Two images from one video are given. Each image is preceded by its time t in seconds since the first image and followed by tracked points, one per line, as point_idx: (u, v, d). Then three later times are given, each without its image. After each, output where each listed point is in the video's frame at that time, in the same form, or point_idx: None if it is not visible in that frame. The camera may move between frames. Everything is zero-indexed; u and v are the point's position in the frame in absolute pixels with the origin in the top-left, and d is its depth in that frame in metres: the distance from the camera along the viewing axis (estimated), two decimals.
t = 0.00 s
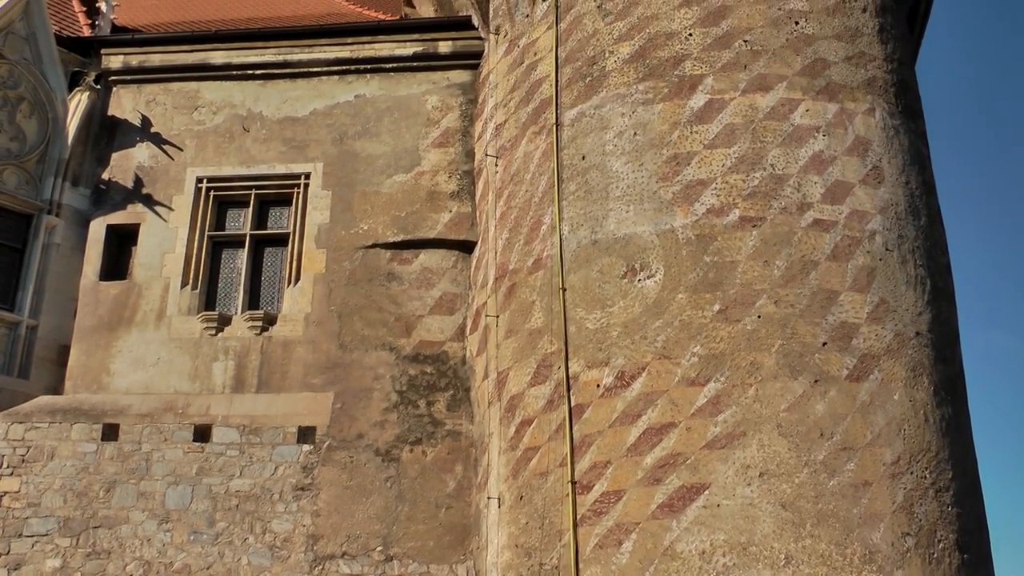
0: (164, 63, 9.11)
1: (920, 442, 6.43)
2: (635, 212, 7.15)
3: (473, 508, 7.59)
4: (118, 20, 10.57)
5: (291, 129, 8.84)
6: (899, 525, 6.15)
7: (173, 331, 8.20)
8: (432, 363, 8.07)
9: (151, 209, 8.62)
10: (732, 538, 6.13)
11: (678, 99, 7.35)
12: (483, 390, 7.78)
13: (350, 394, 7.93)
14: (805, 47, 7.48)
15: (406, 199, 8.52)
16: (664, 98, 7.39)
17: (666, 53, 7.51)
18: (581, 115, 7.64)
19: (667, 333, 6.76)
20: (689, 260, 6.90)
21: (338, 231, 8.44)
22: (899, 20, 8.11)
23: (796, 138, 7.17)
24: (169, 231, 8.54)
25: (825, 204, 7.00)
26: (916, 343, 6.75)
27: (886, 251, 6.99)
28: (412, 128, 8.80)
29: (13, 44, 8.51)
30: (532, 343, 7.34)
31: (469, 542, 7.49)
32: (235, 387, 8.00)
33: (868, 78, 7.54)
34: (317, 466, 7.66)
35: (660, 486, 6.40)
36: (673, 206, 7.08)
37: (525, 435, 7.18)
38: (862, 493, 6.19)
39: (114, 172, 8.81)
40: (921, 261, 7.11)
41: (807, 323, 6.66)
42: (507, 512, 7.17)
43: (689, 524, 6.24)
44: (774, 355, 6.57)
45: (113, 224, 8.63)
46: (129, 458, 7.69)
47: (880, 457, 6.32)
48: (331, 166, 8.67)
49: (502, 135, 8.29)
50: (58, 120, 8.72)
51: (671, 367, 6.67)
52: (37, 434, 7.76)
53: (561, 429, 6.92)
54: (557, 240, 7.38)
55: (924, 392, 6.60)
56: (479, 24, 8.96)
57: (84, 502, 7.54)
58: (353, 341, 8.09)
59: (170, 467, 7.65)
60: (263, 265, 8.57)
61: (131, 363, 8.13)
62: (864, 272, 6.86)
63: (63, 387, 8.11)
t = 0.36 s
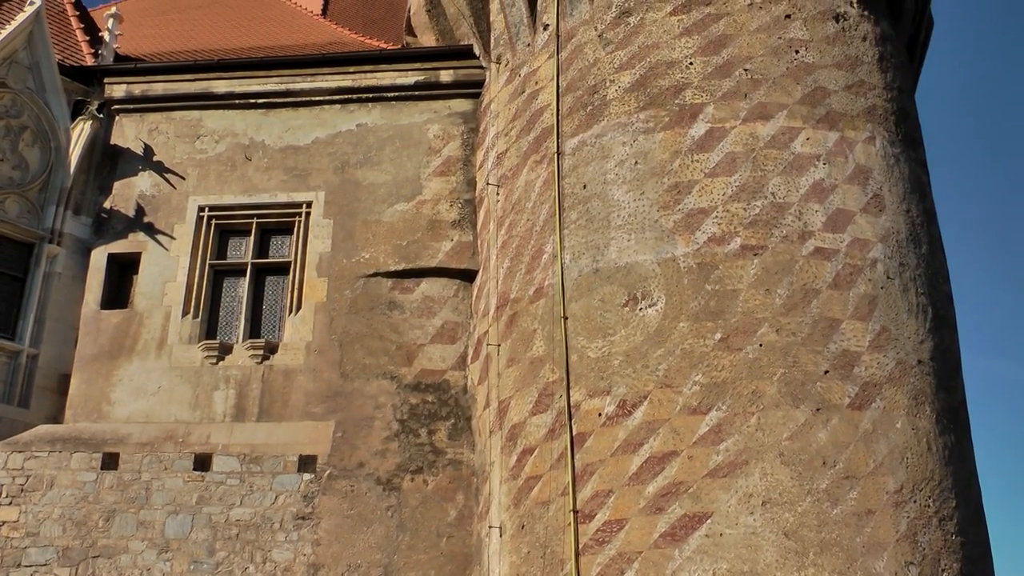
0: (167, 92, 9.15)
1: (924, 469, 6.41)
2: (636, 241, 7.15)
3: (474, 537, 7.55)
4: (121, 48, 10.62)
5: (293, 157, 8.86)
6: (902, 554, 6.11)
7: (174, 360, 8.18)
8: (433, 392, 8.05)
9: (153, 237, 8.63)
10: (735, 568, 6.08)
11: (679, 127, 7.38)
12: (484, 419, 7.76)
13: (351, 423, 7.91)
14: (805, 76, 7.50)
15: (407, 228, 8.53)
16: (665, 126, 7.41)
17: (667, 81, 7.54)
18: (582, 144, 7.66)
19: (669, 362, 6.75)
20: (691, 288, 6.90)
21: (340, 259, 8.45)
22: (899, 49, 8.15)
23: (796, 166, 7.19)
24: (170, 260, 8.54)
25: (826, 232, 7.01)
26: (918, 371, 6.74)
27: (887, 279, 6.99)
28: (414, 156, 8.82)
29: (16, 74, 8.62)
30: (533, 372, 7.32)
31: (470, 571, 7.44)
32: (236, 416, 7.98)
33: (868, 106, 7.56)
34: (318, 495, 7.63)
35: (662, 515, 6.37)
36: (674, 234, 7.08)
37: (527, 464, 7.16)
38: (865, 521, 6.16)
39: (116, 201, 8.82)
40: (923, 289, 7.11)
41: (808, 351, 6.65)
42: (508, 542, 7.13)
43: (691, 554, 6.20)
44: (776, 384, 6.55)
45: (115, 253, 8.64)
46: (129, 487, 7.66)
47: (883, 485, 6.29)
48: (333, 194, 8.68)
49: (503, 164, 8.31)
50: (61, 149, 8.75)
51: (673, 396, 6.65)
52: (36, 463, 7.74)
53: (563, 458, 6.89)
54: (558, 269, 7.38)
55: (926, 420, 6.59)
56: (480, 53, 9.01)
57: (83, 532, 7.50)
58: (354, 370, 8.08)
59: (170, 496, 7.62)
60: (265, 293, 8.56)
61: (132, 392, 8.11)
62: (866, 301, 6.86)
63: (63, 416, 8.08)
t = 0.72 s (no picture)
0: (169, 120, 9.18)
1: (927, 497, 6.38)
2: (637, 268, 7.15)
3: (475, 566, 7.50)
4: (124, 76, 10.67)
5: (295, 185, 8.88)
6: None
7: (174, 388, 8.17)
8: (434, 420, 8.03)
9: (154, 265, 8.64)
10: None
11: (680, 155, 7.39)
12: (485, 447, 7.74)
13: (351, 451, 7.88)
14: (805, 104, 7.52)
15: (408, 256, 8.54)
16: (665, 154, 7.43)
17: (667, 109, 7.56)
18: (582, 172, 7.68)
19: (671, 390, 6.73)
20: (692, 316, 6.89)
21: (341, 287, 8.45)
22: (898, 76, 8.18)
23: (797, 194, 7.19)
24: (171, 287, 8.55)
25: (828, 260, 7.01)
26: (920, 399, 6.72)
27: (889, 306, 6.98)
28: (415, 184, 8.84)
29: (20, 102, 8.67)
30: (535, 400, 7.31)
31: None
32: (236, 444, 7.95)
33: (868, 134, 7.57)
34: (318, 523, 7.60)
35: (664, 543, 6.33)
36: (676, 262, 7.08)
37: (528, 492, 7.13)
38: (869, 550, 6.13)
39: (118, 229, 8.84)
40: (925, 316, 7.10)
41: (810, 379, 6.63)
42: (509, 570, 7.08)
43: None
44: (778, 412, 6.53)
45: (116, 281, 8.64)
46: (128, 515, 7.63)
47: (887, 514, 6.26)
48: (335, 222, 8.70)
49: (504, 192, 8.32)
50: (63, 177, 8.79)
51: (675, 424, 6.63)
52: (35, 492, 7.72)
53: (564, 486, 6.86)
54: (559, 296, 7.38)
55: (929, 448, 6.56)
56: (481, 81, 9.04)
57: (82, 560, 7.45)
58: (355, 398, 8.06)
59: (170, 524, 7.58)
60: (266, 321, 8.55)
61: (132, 420, 8.08)
62: (867, 329, 6.84)
63: (63, 444, 8.06)
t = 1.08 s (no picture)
0: (172, 147, 9.21)
1: (931, 524, 6.36)
2: (639, 295, 7.14)
3: None
4: (126, 103, 10.72)
5: (296, 212, 8.89)
6: None
7: (175, 415, 8.15)
8: (435, 447, 8.00)
9: (156, 292, 8.64)
10: None
11: (681, 182, 7.40)
12: (487, 474, 7.71)
13: (352, 478, 7.85)
14: (805, 130, 7.54)
15: (410, 282, 8.54)
16: (666, 181, 7.44)
17: (668, 136, 7.58)
18: (583, 199, 7.69)
19: (672, 417, 6.71)
20: (693, 343, 6.88)
21: (342, 313, 8.45)
22: (899, 103, 8.22)
23: (798, 221, 7.20)
24: (173, 314, 8.55)
25: (829, 286, 7.00)
26: (923, 426, 6.70)
27: (891, 333, 6.97)
28: (417, 211, 8.86)
29: (23, 129, 8.70)
30: (536, 428, 7.28)
31: None
32: (236, 471, 7.92)
33: (869, 160, 7.59)
34: (319, 550, 7.56)
35: (667, 571, 6.29)
36: (677, 289, 7.07)
37: (530, 520, 7.09)
38: None
39: (119, 255, 8.85)
40: (926, 343, 7.09)
41: (812, 406, 6.61)
42: None
43: None
44: (781, 439, 6.50)
45: (117, 307, 8.64)
46: (128, 543, 7.59)
47: (890, 541, 6.23)
48: (336, 249, 8.71)
49: (505, 219, 8.33)
50: (65, 204, 8.80)
51: (677, 451, 6.61)
52: (34, 519, 7.68)
53: (566, 513, 6.83)
54: (561, 323, 7.38)
55: (932, 475, 6.54)
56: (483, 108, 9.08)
57: None
58: (356, 425, 8.04)
59: (170, 552, 7.54)
60: (267, 348, 8.54)
61: (132, 447, 8.06)
62: (869, 356, 6.82)
63: (62, 471, 8.03)
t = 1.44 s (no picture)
0: (174, 173, 9.24)
1: (934, 551, 6.33)
2: (640, 321, 7.14)
3: None
4: (129, 129, 10.75)
5: (298, 238, 8.91)
6: None
7: (176, 441, 8.13)
8: (436, 473, 7.97)
9: (157, 317, 8.64)
10: None
11: (682, 208, 7.41)
12: (488, 501, 7.67)
13: (353, 504, 7.82)
14: (806, 156, 7.55)
15: (411, 308, 8.54)
16: (668, 207, 7.44)
17: (669, 162, 7.59)
18: (585, 225, 7.69)
19: (674, 444, 6.68)
20: (695, 369, 6.86)
21: (343, 339, 8.44)
22: (899, 129, 8.24)
23: (799, 247, 7.20)
24: (174, 340, 8.54)
25: (830, 312, 6.99)
26: (925, 453, 6.67)
27: (892, 359, 6.96)
28: (418, 237, 8.87)
29: (26, 155, 8.74)
30: (538, 454, 7.26)
31: None
32: (237, 497, 7.89)
33: (870, 186, 7.59)
34: None
35: None
36: (678, 315, 7.07)
37: (531, 546, 7.05)
38: None
39: (120, 281, 8.85)
40: (929, 369, 7.07)
41: (814, 432, 6.58)
42: None
43: None
44: (783, 466, 6.48)
45: (118, 333, 8.64)
46: (127, 570, 7.53)
47: (894, 569, 6.20)
48: (338, 275, 8.71)
49: (507, 245, 8.33)
50: (67, 230, 8.82)
51: (679, 478, 6.58)
52: (32, 546, 7.63)
53: (568, 539, 6.79)
54: (562, 349, 7.37)
55: (936, 501, 6.51)
56: (484, 134, 9.11)
57: None
58: (357, 452, 8.02)
59: None
60: (268, 374, 8.53)
61: (132, 473, 8.03)
62: (871, 382, 6.80)
63: (62, 497, 8.01)
